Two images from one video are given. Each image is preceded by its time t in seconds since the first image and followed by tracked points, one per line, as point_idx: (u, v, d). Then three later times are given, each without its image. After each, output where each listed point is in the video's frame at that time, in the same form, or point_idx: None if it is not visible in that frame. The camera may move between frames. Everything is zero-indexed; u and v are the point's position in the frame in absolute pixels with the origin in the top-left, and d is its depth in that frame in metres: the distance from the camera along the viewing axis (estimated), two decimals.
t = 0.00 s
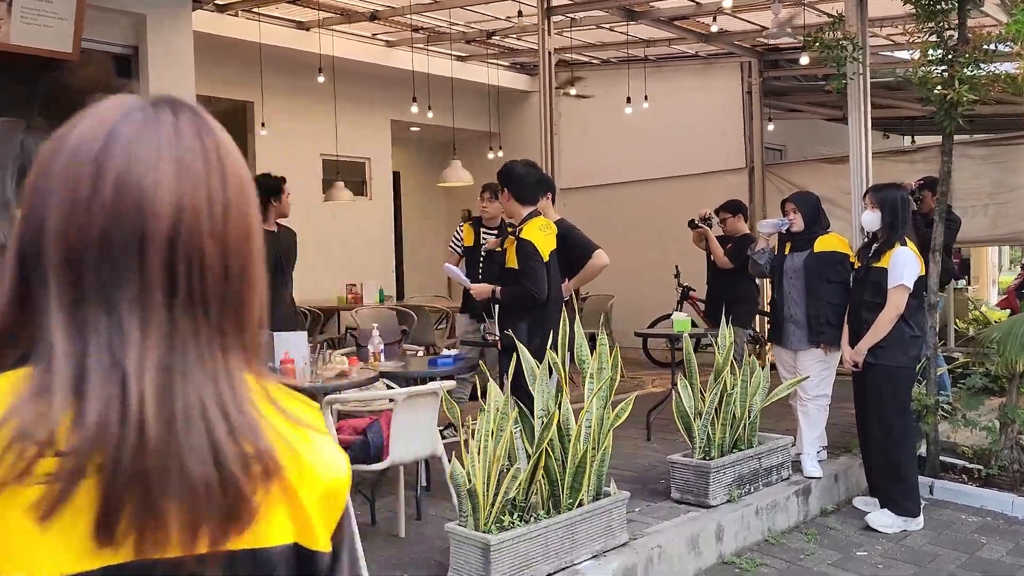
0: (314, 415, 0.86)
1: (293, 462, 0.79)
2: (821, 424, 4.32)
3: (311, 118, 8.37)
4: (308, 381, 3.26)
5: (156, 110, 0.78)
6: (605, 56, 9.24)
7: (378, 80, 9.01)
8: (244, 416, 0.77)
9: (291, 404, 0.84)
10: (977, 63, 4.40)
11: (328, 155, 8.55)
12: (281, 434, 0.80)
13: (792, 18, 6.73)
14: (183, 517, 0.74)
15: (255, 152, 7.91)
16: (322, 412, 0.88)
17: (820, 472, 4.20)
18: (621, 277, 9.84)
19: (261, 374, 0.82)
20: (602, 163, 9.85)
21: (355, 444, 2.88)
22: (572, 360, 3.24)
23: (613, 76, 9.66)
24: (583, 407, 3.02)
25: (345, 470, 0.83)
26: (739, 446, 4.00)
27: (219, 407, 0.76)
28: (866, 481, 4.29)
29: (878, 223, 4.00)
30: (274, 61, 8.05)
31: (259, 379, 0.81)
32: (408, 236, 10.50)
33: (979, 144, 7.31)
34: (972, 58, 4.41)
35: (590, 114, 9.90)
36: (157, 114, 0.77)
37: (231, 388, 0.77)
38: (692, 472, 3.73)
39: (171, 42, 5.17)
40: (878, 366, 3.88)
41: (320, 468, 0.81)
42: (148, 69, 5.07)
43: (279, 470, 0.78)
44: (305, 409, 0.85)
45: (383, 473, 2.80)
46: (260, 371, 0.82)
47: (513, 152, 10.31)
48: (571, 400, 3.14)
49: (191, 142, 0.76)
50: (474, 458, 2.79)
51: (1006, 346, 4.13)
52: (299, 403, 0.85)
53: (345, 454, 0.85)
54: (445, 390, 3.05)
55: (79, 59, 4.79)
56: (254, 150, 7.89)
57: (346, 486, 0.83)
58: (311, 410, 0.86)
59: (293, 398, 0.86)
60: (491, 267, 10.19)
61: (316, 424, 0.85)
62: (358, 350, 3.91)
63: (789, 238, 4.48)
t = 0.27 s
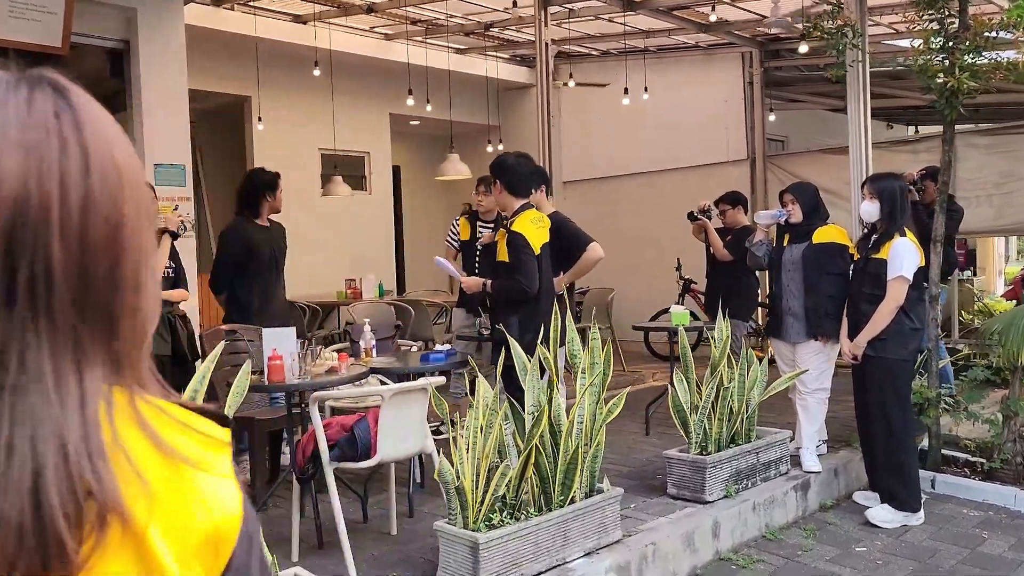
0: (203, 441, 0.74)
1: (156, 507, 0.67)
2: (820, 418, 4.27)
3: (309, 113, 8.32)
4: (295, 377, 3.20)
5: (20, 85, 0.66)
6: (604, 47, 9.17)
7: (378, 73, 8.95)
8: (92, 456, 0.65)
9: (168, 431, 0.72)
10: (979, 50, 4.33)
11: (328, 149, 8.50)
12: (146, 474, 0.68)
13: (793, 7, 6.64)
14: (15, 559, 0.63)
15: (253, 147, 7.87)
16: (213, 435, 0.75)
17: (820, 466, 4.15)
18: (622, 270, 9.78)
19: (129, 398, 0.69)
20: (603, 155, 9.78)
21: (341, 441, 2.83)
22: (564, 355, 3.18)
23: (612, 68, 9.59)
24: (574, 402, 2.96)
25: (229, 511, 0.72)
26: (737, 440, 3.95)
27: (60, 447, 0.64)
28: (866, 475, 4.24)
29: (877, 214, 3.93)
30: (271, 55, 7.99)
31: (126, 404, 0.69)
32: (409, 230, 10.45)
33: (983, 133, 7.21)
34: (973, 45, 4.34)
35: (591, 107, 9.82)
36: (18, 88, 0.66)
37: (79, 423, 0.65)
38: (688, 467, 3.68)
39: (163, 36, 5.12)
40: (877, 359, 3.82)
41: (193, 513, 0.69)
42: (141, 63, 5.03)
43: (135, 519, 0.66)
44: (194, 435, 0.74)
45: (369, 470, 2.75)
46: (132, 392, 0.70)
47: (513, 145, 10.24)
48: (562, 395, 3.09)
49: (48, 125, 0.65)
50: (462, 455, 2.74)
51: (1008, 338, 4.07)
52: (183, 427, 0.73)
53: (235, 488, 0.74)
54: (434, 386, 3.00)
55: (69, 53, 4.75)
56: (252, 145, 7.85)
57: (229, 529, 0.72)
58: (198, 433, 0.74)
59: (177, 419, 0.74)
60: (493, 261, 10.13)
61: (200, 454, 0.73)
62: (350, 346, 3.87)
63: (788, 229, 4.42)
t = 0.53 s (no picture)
0: (142, 449, 0.70)
1: (91, 526, 0.63)
2: (831, 417, 4.19)
3: (318, 111, 8.29)
4: (291, 377, 3.16)
5: None
6: (615, 43, 9.09)
7: (387, 71, 8.90)
8: (9, 477, 0.60)
9: (102, 439, 0.67)
10: (994, 39, 4.23)
11: (337, 148, 8.47)
12: (76, 490, 0.63)
13: None
14: None
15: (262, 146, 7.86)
16: (157, 440, 0.71)
17: (830, 467, 4.05)
18: (634, 268, 9.69)
19: (55, 405, 0.65)
20: (615, 152, 9.69)
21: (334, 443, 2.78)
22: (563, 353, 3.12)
23: (623, 64, 9.50)
24: (571, 403, 2.90)
25: (173, 524, 0.68)
26: (743, 441, 3.86)
27: None
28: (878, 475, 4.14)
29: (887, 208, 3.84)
30: (279, 54, 7.97)
31: (51, 412, 0.64)
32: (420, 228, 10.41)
33: (1001, 126, 7.07)
34: (988, 34, 4.24)
35: (602, 102, 9.73)
36: None
37: None
38: (692, 468, 3.60)
39: (166, 34, 5.09)
40: (888, 357, 3.72)
41: (133, 530, 0.65)
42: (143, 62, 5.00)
43: (68, 540, 0.62)
44: (133, 441, 0.69)
45: (362, 473, 2.69)
46: (59, 401, 0.65)
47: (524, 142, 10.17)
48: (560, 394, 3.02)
49: None
50: (456, 458, 2.68)
51: None
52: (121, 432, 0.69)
53: (180, 497, 0.70)
54: (429, 387, 2.94)
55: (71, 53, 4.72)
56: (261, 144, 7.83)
57: (175, 542, 0.68)
58: (138, 437, 0.70)
59: (114, 424, 0.69)
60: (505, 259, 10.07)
61: (140, 463, 0.68)
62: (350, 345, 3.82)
63: (797, 225, 4.34)
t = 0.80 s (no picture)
0: (117, 449, 0.69)
1: (53, 530, 0.64)
2: (846, 426, 4.08)
3: (336, 115, 8.29)
4: (293, 381, 3.14)
5: None
6: (635, 45, 9.01)
7: (406, 75, 8.88)
8: None
9: (74, 441, 0.67)
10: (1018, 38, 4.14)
11: (355, 151, 8.48)
12: (32, 493, 0.64)
13: None
14: None
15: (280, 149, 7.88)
16: (132, 439, 0.70)
17: (845, 477, 3.96)
18: (653, 272, 9.60)
19: (11, 411, 0.65)
20: (635, 155, 9.61)
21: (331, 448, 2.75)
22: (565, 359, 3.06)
23: (643, 66, 9.42)
24: (573, 409, 2.84)
25: (145, 525, 0.68)
26: (755, 449, 3.78)
27: None
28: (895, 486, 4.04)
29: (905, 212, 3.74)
30: (297, 58, 7.98)
31: (10, 419, 0.65)
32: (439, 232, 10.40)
33: None
34: (1011, 34, 4.14)
35: (622, 105, 9.66)
36: None
37: None
38: (701, 477, 3.53)
39: (180, 37, 5.09)
40: (905, 364, 3.62)
41: (103, 532, 0.66)
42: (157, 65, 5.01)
43: (26, 549, 0.63)
44: (105, 439, 0.69)
45: (358, 479, 2.66)
46: (21, 407, 0.66)
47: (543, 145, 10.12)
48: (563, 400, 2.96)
49: None
50: (454, 464, 2.64)
51: None
52: (92, 432, 0.69)
53: (156, 497, 0.69)
54: (429, 392, 2.90)
55: (86, 56, 4.74)
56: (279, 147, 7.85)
57: (149, 544, 0.68)
58: (115, 437, 0.70)
59: (90, 424, 0.69)
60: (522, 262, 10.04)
61: (112, 463, 0.68)
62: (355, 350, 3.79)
63: (813, 229, 4.25)
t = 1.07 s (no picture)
0: (76, 501, 0.66)
1: None
2: (861, 437, 3.98)
3: (356, 119, 8.31)
4: (294, 387, 3.13)
5: None
6: (657, 49, 8.94)
7: (428, 79, 8.88)
8: None
9: (33, 490, 0.64)
10: None
11: (376, 155, 8.50)
12: None
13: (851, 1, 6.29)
14: None
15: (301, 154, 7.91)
16: (99, 492, 0.67)
17: (859, 490, 3.87)
18: (675, 277, 9.50)
19: None
20: (657, 160, 9.52)
21: (327, 454, 2.73)
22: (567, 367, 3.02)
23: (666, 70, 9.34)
24: (572, 419, 2.80)
25: None
26: (765, 460, 3.71)
27: None
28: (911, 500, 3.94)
29: (922, 219, 3.63)
30: (319, 62, 8.01)
31: None
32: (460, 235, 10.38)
33: None
34: None
35: (645, 110, 9.58)
36: None
37: None
38: (709, 488, 3.46)
39: (197, 41, 5.10)
40: (921, 376, 3.52)
41: None
42: (173, 69, 5.03)
43: None
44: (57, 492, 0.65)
45: (352, 487, 2.63)
46: None
47: (565, 149, 10.06)
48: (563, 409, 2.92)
49: None
50: (451, 473, 2.60)
51: None
52: (54, 484, 0.65)
53: (117, 560, 0.66)
54: (429, 398, 2.87)
55: (103, 60, 4.77)
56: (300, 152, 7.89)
57: None
58: (76, 489, 0.66)
59: (54, 472, 0.65)
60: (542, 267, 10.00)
61: (73, 519, 0.65)
62: (360, 355, 3.77)
63: (831, 236, 4.15)
